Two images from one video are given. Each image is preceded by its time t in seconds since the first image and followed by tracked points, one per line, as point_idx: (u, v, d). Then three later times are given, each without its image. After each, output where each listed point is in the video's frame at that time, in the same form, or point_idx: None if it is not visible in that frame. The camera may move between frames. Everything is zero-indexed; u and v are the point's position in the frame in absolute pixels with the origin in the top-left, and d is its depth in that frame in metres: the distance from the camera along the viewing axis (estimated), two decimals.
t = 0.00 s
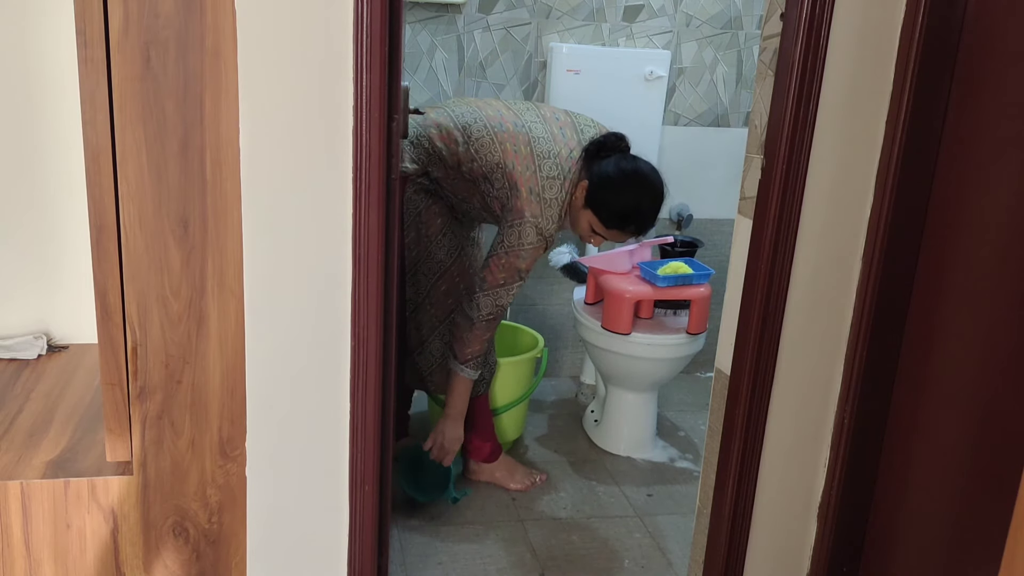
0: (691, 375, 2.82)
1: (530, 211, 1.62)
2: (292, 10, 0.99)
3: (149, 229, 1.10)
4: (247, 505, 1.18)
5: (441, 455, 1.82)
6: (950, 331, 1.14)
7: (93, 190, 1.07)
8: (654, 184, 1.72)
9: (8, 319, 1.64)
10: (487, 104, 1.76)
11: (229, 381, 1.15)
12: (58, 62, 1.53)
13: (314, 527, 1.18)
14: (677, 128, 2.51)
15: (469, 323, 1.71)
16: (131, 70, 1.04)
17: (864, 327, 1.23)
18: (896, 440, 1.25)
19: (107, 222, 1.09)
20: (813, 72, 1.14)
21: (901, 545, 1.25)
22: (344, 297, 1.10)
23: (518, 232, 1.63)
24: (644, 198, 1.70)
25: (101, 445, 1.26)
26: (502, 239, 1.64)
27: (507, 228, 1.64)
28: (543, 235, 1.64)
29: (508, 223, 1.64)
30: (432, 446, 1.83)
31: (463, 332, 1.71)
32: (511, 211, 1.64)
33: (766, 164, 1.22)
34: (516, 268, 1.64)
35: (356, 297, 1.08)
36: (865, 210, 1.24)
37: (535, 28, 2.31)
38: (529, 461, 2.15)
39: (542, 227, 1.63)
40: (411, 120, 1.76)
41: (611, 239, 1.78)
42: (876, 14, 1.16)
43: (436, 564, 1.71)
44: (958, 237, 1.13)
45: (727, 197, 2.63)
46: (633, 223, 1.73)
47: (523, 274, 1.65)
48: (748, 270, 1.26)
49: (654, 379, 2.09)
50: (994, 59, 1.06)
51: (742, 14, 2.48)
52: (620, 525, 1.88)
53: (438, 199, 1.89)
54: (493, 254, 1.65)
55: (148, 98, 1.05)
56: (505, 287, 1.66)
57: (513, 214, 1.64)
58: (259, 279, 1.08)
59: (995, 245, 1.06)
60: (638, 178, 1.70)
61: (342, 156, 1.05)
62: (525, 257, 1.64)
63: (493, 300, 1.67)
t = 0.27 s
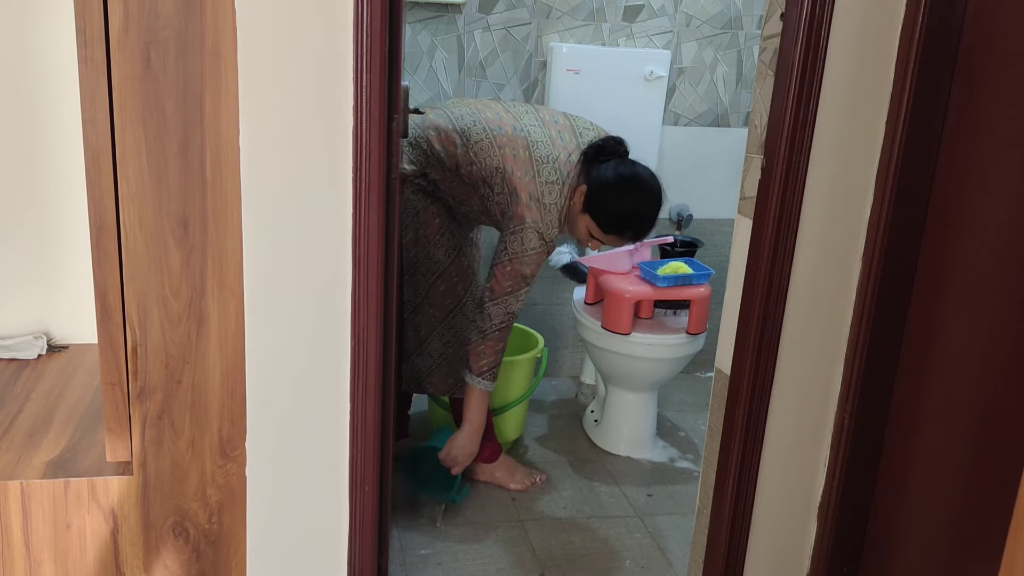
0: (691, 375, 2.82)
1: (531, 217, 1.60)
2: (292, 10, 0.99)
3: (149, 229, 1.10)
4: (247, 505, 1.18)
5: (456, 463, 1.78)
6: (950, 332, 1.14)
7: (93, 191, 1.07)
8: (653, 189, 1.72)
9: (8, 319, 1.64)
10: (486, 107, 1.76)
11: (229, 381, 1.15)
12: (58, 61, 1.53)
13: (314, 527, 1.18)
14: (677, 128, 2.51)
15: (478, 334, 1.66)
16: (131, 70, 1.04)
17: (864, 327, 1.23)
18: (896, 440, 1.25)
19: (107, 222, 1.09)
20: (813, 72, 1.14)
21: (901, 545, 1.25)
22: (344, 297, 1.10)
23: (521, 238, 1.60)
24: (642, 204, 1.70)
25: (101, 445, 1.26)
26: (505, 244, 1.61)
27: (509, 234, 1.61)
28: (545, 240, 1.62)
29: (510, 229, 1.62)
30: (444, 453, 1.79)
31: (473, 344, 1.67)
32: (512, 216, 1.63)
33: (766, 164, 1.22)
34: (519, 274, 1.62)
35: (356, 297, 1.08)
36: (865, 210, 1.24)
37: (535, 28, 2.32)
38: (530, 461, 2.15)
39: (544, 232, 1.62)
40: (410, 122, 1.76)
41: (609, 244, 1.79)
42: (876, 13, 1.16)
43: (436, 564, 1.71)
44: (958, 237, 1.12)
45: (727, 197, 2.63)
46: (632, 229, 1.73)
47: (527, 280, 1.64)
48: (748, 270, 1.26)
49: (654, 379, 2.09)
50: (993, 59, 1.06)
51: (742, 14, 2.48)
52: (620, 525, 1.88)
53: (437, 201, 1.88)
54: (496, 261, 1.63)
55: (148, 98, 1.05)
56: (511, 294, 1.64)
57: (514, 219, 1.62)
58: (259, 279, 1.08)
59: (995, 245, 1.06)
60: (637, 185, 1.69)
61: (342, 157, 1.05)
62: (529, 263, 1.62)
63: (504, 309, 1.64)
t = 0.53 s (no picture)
0: (691, 375, 2.82)
1: (536, 198, 1.59)
2: (292, 10, 0.99)
3: (149, 229, 1.10)
4: (247, 505, 1.18)
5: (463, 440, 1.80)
6: (950, 331, 1.14)
7: (93, 191, 1.07)
8: (659, 161, 1.71)
9: (8, 319, 1.64)
10: (483, 97, 1.76)
11: (229, 381, 1.15)
12: (58, 62, 1.53)
13: (314, 527, 1.18)
14: (677, 128, 2.51)
15: (482, 317, 1.64)
16: (131, 70, 1.04)
17: (864, 327, 1.23)
18: (896, 440, 1.25)
19: (107, 222, 1.09)
20: (813, 72, 1.14)
21: (901, 546, 1.25)
22: (344, 297, 1.10)
23: (526, 220, 1.59)
24: (649, 176, 1.69)
25: (101, 445, 1.26)
26: (511, 228, 1.59)
27: (514, 217, 1.60)
28: (551, 222, 1.61)
29: (515, 212, 1.61)
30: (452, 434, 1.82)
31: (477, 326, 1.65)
32: (516, 199, 1.62)
33: (766, 164, 1.22)
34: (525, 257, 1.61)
35: (356, 297, 1.08)
36: (865, 209, 1.24)
37: (535, 28, 2.32)
38: (530, 460, 2.16)
39: (550, 214, 1.61)
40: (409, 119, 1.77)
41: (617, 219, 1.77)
42: (876, 13, 1.16)
43: (436, 564, 1.71)
44: (958, 237, 1.12)
45: (727, 197, 2.63)
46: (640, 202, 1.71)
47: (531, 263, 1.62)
48: (748, 270, 1.26)
49: (654, 379, 2.10)
50: (993, 60, 1.06)
51: (742, 14, 2.48)
52: (620, 525, 1.88)
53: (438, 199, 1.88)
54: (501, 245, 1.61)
55: (148, 98, 1.05)
56: (516, 278, 1.62)
57: (518, 202, 1.61)
58: (259, 279, 1.08)
59: (995, 245, 1.06)
60: (641, 156, 1.69)
61: (342, 157, 1.05)
62: (535, 247, 1.60)
63: (507, 292, 1.62)
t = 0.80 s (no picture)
0: (691, 375, 2.82)
1: (542, 170, 1.59)
2: (292, 10, 0.99)
3: (149, 229, 1.10)
4: (247, 505, 1.18)
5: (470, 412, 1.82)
6: (950, 331, 1.14)
7: (93, 191, 1.07)
8: (666, 124, 1.71)
9: (8, 319, 1.64)
10: (480, 83, 1.78)
11: (229, 381, 1.15)
12: (58, 62, 1.53)
13: (314, 527, 1.18)
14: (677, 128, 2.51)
15: (478, 287, 1.62)
16: (131, 70, 1.04)
17: (864, 327, 1.23)
18: (896, 440, 1.25)
19: (107, 222, 1.09)
20: (813, 72, 1.14)
21: (900, 546, 1.25)
22: (344, 297, 1.10)
23: (532, 193, 1.59)
24: (659, 138, 1.70)
25: (101, 445, 1.26)
26: (517, 200, 1.59)
27: (520, 190, 1.59)
28: (558, 192, 1.61)
29: (520, 185, 1.60)
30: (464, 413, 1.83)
31: (473, 297, 1.63)
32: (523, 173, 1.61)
33: (766, 164, 1.22)
34: (530, 230, 1.60)
35: (356, 297, 1.08)
36: (865, 210, 1.24)
37: (535, 28, 2.32)
38: (530, 460, 2.16)
39: (557, 185, 1.60)
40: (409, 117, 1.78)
41: (628, 185, 1.77)
42: (876, 13, 1.16)
43: (436, 564, 1.71)
44: (959, 237, 1.12)
45: (727, 197, 2.64)
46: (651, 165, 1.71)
47: (536, 236, 1.62)
48: (748, 270, 1.26)
49: (654, 379, 2.10)
50: (993, 60, 1.06)
51: (742, 14, 2.47)
52: (620, 525, 1.88)
53: (444, 196, 1.85)
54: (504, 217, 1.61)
55: (148, 98, 1.05)
56: (519, 250, 1.61)
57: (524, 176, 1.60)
58: (259, 278, 1.08)
59: (996, 244, 1.06)
60: (648, 117, 1.69)
61: (342, 157, 1.05)
62: (540, 219, 1.60)
63: (505, 262, 1.61)
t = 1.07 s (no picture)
0: (691, 376, 2.82)
1: (546, 130, 1.58)
2: (292, 11, 0.99)
3: (149, 230, 1.10)
4: (247, 505, 1.18)
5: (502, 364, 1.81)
6: (950, 330, 1.14)
7: (93, 191, 1.07)
8: (663, 66, 1.74)
9: (8, 319, 1.64)
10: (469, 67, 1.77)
11: (230, 381, 1.15)
12: (58, 63, 1.53)
13: (314, 527, 1.18)
14: (677, 129, 2.51)
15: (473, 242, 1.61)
16: (131, 70, 1.04)
17: (864, 327, 1.23)
18: (896, 440, 1.25)
19: (107, 222, 1.09)
20: (813, 72, 1.14)
21: (900, 546, 1.25)
22: (344, 297, 1.10)
23: (536, 153, 1.57)
24: (660, 84, 1.73)
25: (101, 445, 1.26)
26: (518, 159, 1.57)
27: (523, 149, 1.58)
28: (563, 150, 1.59)
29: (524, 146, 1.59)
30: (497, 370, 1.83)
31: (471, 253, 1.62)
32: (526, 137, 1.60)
33: (766, 163, 1.22)
34: (532, 189, 1.59)
35: (356, 297, 1.08)
36: (865, 210, 1.24)
37: (535, 28, 2.32)
38: (530, 460, 2.16)
39: (561, 142, 1.59)
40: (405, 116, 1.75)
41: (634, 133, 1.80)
42: (876, 13, 1.15)
43: (436, 564, 1.71)
44: (959, 236, 1.12)
45: (727, 197, 2.64)
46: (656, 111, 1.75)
47: (537, 196, 1.61)
48: (748, 270, 1.26)
49: (654, 379, 2.10)
50: (993, 60, 1.06)
51: (742, 14, 2.47)
52: (620, 525, 1.88)
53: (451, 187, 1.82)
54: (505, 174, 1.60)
55: (148, 98, 1.05)
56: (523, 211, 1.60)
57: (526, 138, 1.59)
58: (259, 278, 1.08)
59: (995, 244, 1.06)
60: (646, 63, 1.72)
61: (342, 157, 1.05)
62: (541, 178, 1.58)
63: (500, 218, 1.59)
